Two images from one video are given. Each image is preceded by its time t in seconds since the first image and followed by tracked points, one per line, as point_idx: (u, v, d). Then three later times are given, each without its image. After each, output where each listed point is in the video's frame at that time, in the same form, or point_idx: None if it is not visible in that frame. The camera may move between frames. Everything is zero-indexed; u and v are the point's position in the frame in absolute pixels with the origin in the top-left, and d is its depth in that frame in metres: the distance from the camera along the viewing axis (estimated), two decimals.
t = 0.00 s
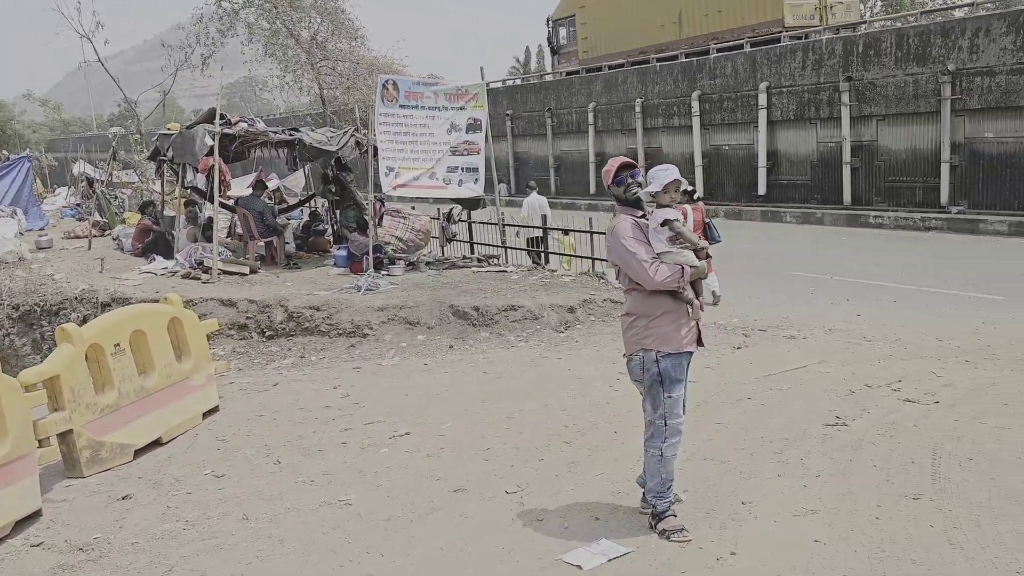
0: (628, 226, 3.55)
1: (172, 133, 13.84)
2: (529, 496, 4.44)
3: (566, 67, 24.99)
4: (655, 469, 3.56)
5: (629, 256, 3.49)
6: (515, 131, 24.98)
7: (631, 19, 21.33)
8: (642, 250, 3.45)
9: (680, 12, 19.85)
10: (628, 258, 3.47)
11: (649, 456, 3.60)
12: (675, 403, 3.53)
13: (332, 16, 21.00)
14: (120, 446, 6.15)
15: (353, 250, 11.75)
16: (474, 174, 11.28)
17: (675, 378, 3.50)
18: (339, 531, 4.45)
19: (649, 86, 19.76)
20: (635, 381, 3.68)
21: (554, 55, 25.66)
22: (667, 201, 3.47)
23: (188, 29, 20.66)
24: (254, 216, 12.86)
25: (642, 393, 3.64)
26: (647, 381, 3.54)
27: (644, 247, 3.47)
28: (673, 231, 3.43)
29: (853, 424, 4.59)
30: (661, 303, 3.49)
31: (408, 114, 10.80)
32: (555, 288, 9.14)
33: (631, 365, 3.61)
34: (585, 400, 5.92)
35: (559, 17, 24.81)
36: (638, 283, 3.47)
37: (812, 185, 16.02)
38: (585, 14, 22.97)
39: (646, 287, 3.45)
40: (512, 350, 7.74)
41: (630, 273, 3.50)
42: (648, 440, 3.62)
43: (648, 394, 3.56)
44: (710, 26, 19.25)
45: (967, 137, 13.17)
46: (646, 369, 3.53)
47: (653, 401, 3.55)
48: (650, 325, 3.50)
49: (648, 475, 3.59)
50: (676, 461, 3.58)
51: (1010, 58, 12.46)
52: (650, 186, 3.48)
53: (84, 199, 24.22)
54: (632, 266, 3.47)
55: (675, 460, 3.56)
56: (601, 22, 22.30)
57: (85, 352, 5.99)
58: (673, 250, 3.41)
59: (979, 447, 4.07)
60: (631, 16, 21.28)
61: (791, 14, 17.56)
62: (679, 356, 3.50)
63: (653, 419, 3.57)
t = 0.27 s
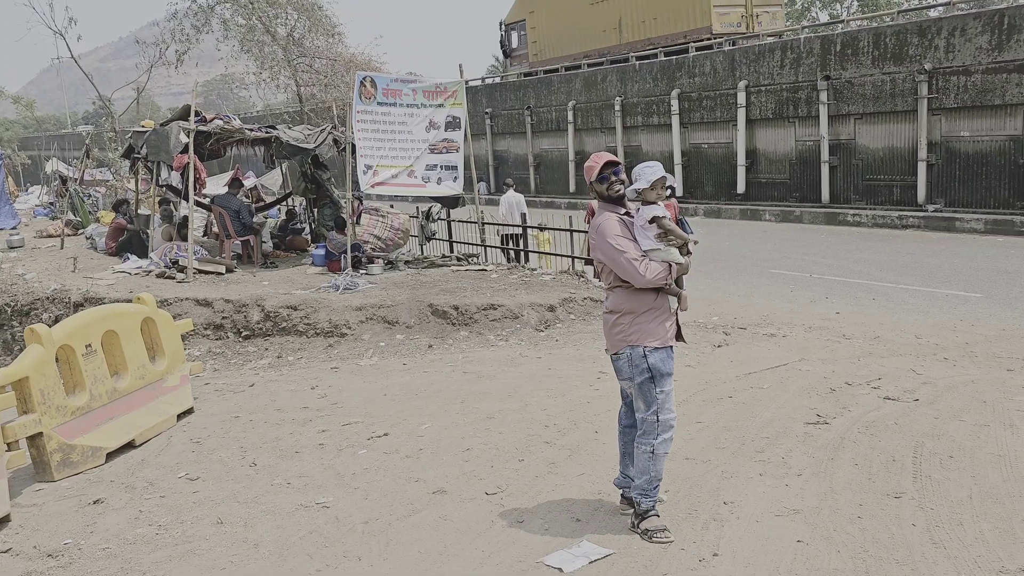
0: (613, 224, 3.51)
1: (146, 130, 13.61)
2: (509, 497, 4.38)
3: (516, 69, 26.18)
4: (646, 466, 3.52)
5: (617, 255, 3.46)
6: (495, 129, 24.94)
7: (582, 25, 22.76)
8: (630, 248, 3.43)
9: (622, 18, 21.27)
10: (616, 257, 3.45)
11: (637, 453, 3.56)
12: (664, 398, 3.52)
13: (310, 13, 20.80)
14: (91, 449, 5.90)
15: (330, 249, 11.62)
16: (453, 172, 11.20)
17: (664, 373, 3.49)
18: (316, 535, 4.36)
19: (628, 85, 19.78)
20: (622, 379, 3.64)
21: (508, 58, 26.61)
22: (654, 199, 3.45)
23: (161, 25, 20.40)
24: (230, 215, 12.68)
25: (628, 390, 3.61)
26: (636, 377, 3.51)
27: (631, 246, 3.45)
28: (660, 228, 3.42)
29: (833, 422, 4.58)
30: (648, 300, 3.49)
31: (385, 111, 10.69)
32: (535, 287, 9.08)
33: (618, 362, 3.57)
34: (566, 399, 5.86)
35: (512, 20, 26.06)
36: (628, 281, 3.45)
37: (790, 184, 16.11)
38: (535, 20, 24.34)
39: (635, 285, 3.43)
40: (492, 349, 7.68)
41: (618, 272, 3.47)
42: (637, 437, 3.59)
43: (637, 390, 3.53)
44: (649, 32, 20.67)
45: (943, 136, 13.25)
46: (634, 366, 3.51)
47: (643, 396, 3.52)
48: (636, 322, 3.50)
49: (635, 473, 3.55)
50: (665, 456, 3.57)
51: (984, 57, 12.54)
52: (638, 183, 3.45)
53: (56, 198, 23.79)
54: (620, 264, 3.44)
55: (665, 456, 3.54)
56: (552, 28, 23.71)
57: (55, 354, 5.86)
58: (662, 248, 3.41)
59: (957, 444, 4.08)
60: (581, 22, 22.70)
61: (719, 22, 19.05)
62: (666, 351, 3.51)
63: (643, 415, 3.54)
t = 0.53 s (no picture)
0: (603, 224, 3.48)
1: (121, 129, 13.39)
2: (491, 501, 4.31)
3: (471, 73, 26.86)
4: (649, 460, 3.49)
5: (607, 255, 3.42)
6: (475, 129, 24.87)
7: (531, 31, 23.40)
8: (620, 248, 3.40)
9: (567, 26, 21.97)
10: (606, 256, 3.41)
11: (638, 450, 3.52)
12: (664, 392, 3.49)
13: (288, 11, 20.59)
14: (64, 455, 5.78)
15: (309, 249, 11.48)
16: (433, 172, 11.12)
17: (662, 368, 3.44)
18: (294, 541, 4.26)
19: (608, 84, 19.79)
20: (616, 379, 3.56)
21: (463, 62, 27.26)
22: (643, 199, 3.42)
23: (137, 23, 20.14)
24: (207, 215, 12.51)
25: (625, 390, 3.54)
26: (634, 375, 3.45)
27: (621, 245, 3.42)
28: (651, 228, 3.41)
29: (818, 422, 4.56)
30: (638, 298, 3.46)
31: (365, 110, 10.58)
32: (516, 287, 9.01)
33: (613, 362, 3.50)
34: (549, 400, 5.79)
35: (467, 25, 26.51)
36: (619, 280, 3.40)
37: (770, 183, 16.18)
38: (489, 24, 24.86)
39: (626, 284, 3.39)
40: (474, 350, 7.60)
41: (608, 271, 3.42)
42: (638, 435, 3.53)
43: (636, 388, 3.46)
44: (592, 40, 21.40)
45: (922, 136, 13.34)
46: (631, 364, 3.45)
47: (641, 394, 3.46)
48: (627, 321, 3.46)
49: (635, 470, 3.51)
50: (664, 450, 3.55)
51: (962, 57, 12.62)
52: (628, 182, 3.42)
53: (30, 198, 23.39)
54: (611, 264, 3.40)
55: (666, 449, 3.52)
56: (502, 35, 24.42)
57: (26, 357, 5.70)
58: (652, 247, 3.40)
59: (942, 443, 4.07)
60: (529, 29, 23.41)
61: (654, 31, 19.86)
62: (660, 347, 3.48)
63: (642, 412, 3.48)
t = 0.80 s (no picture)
0: (596, 223, 3.43)
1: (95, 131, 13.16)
2: (474, 508, 4.21)
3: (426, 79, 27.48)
4: (657, 456, 3.48)
5: (602, 255, 3.38)
6: (456, 131, 24.80)
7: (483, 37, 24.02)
8: (615, 248, 3.37)
9: (515, 34, 22.66)
10: (601, 257, 3.36)
11: (644, 448, 3.49)
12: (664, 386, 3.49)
13: (265, 12, 20.38)
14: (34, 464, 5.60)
15: (287, 253, 11.33)
16: (413, 174, 11.02)
17: (662, 364, 3.44)
18: (271, 552, 4.14)
19: (589, 86, 19.79)
20: (614, 381, 3.50)
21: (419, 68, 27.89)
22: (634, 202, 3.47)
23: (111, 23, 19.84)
24: (184, 218, 12.33)
25: (624, 391, 3.49)
26: (636, 375, 3.41)
27: (616, 245, 3.39)
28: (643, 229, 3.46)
29: (803, 425, 4.52)
30: (632, 298, 3.44)
31: (343, 112, 10.46)
32: (498, 290, 8.93)
33: (613, 363, 3.43)
34: (531, 404, 5.71)
35: (425, 32, 27.08)
36: (614, 280, 3.37)
37: (751, 186, 16.24)
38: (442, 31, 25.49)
39: (622, 284, 3.36)
40: (455, 354, 7.51)
41: (602, 272, 3.38)
42: (641, 435, 3.49)
43: (638, 387, 3.43)
44: (537, 47, 22.19)
45: (901, 138, 13.44)
46: (632, 364, 3.40)
47: (644, 393, 3.43)
48: (622, 321, 3.42)
49: (642, 468, 3.50)
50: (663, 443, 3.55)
51: (940, 60, 12.69)
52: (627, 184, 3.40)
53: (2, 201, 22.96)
54: (606, 264, 3.36)
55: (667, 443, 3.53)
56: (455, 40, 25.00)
57: None
58: (644, 247, 3.42)
59: (927, 445, 4.05)
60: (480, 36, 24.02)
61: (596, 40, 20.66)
62: (657, 344, 3.47)
63: (646, 411, 3.45)
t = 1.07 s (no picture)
0: (593, 224, 3.36)
1: (69, 134, 12.92)
2: (457, 518, 4.11)
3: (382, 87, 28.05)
4: (663, 455, 3.46)
5: (601, 256, 3.30)
6: (436, 134, 24.72)
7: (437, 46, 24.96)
8: (615, 249, 3.31)
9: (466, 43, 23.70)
10: (601, 257, 3.29)
11: (647, 450, 3.45)
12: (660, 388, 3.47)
13: (243, 14, 20.18)
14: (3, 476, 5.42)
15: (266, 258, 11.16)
16: (395, 178, 10.87)
17: (659, 366, 3.41)
18: (249, 566, 4.01)
19: (570, 89, 19.78)
20: (611, 385, 3.43)
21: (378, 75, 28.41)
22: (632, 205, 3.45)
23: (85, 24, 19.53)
24: (160, 223, 12.10)
25: (622, 395, 3.42)
26: (635, 378, 3.35)
27: (615, 247, 3.33)
28: (640, 232, 3.42)
29: (789, 429, 4.47)
30: (628, 300, 3.39)
31: (322, 115, 10.35)
32: (480, 294, 8.83)
33: (611, 367, 3.36)
34: (515, 409, 5.61)
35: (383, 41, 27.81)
36: (613, 281, 3.30)
37: (732, 188, 16.28)
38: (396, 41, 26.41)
39: (621, 285, 3.30)
40: (437, 360, 7.40)
41: (601, 273, 3.31)
42: (643, 438, 3.44)
43: (637, 390, 3.37)
44: (486, 57, 23.26)
45: (881, 140, 13.53)
46: (632, 366, 3.34)
47: (643, 396, 3.38)
48: (620, 323, 3.36)
49: (651, 469, 3.47)
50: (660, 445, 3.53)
51: (919, 62, 12.78)
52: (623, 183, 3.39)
53: None
54: (605, 264, 3.29)
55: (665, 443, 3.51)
56: (410, 48, 25.94)
57: None
58: (641, 251, 3.38)
59: (915, 448, 4.02)
60: (433, 44, 24.96)
61: (541, 48, 21.78)
62: (652, 347, 3.44)
63: (645, 415, 3.40)
